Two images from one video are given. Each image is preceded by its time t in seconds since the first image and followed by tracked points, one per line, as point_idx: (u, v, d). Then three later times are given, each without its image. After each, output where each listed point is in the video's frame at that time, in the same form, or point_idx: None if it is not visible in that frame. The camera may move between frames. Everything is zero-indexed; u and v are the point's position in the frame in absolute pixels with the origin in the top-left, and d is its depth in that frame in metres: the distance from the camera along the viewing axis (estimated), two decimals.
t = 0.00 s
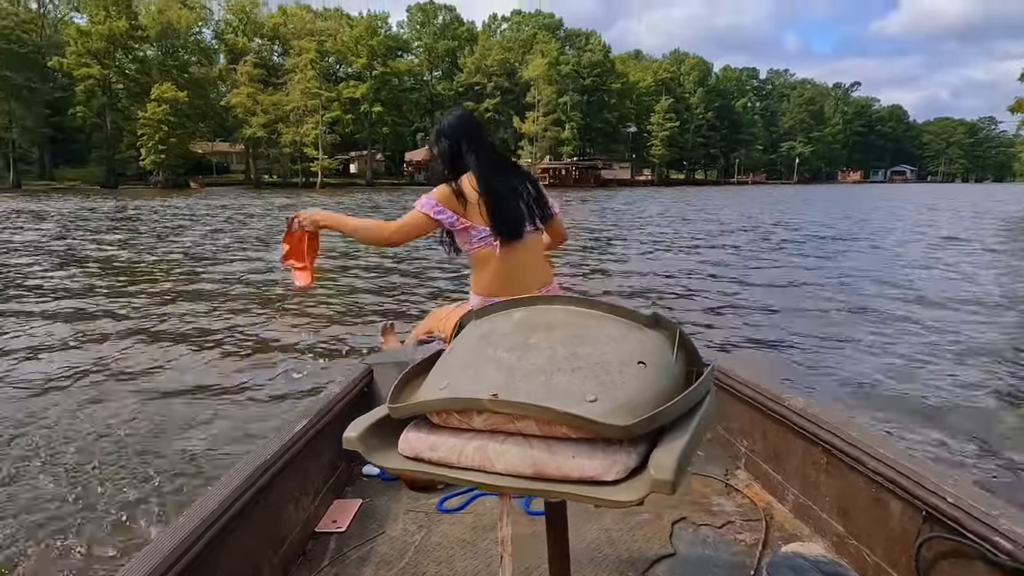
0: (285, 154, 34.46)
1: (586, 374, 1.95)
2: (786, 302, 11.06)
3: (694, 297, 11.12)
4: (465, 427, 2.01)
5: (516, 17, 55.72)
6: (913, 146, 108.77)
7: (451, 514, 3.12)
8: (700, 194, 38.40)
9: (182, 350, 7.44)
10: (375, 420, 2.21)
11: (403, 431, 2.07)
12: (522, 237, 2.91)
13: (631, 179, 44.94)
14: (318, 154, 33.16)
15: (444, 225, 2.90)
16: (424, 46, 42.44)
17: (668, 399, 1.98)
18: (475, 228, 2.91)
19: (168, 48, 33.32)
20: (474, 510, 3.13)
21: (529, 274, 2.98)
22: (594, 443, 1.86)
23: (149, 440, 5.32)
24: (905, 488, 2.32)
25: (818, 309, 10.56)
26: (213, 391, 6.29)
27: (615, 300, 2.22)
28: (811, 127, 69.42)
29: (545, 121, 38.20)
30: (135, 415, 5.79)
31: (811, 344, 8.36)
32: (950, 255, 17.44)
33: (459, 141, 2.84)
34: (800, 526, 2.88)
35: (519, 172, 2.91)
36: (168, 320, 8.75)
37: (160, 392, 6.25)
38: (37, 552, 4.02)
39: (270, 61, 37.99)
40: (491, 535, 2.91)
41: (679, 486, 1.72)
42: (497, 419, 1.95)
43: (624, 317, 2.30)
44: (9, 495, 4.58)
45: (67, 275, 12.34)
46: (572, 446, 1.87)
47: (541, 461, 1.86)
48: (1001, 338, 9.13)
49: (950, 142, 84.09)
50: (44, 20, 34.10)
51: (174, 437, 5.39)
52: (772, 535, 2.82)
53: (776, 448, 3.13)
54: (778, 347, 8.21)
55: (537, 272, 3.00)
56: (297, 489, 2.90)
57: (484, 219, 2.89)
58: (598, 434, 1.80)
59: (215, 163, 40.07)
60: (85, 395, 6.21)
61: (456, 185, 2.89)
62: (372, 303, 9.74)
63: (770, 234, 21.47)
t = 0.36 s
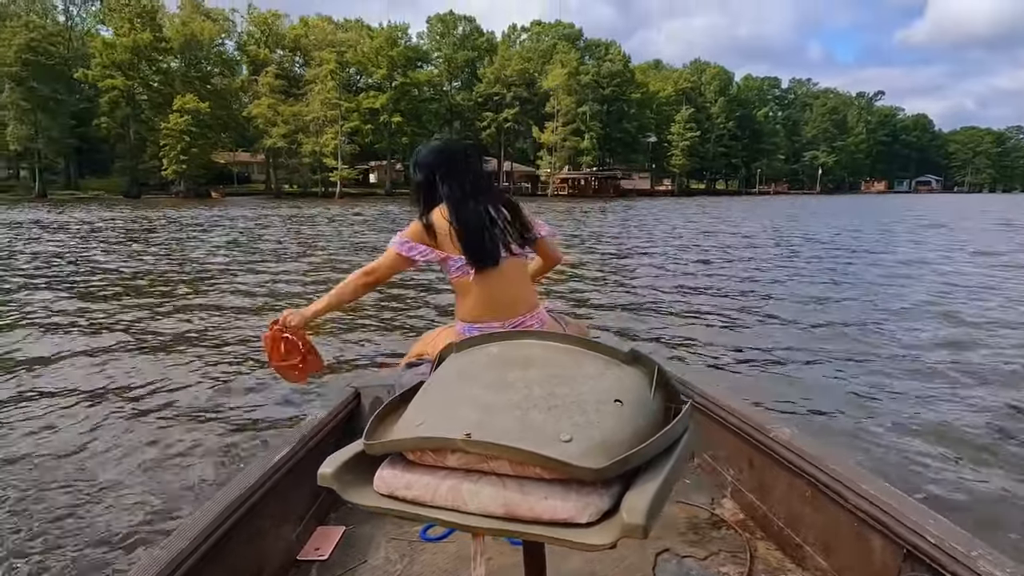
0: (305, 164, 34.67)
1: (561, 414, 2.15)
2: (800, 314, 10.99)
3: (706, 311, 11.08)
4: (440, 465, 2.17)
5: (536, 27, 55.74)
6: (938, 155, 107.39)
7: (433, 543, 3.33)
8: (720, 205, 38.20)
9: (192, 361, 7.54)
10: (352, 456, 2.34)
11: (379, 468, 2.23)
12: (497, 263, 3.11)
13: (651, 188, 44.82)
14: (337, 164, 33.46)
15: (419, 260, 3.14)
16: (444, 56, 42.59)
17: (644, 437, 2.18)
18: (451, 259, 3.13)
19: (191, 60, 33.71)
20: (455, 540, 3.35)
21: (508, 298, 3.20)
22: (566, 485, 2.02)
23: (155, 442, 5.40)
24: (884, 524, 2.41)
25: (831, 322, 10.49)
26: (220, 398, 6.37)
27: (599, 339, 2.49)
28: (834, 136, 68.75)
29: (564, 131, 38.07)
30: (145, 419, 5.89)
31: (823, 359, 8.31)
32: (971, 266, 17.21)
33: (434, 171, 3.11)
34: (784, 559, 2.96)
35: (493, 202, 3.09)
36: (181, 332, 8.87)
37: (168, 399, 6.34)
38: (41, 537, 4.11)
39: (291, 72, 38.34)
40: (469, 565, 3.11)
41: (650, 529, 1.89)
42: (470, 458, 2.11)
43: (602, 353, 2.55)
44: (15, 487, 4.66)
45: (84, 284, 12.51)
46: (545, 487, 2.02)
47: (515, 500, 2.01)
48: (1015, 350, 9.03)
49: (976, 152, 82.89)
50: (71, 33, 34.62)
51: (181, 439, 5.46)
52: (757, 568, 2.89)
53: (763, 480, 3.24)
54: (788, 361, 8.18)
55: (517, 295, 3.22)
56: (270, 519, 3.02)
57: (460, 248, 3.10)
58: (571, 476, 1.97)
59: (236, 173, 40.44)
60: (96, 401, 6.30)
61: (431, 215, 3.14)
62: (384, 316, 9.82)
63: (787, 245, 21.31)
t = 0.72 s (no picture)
0: (329, 174, 34.87)
1: (554, 430, 2.26)
2: (820, 324, 10.88)
3: (724, 321, 11.01)
4: (434, 479, 2.28)
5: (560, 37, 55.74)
6: (970, 163, 105.55)
7: (430, 556, 3.63)
8: (746, 214, 37.80)
9: (208, 368, 7.66)
10: (347, 469, 2.44)
11: (374, 483, 2.32)
12: (501, 278, 3.19)
13: (676, 198, 44.52)
14: (361, 173, 33.68)
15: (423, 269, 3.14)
16: (468, 66, 42.68)
17: (635, 452, 2.31)
18: (457, 269, 3.16)
19: (218, 71, 34.13)
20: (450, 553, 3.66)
21: (509, 311, 3.26)
22: (558, 500, 2.11)
23: (167, 447, 5.51)
24: (878, 539, 2.45)
25: (851, 332, 10.37)
26: (234, 405, 6.48)
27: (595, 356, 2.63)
28: (863, 145, 67.76)
29: (588, 140, 37.87)
30: (160, 425, 6.01)
31: (839, 369, 8.24)
32: (1001, 277, 16.89)
33: (441, 180, 3.08)
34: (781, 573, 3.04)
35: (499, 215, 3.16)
36: (199, 341, 9.01)
37: (182, 406, 6.46)
38: (54, 537, 4.23)
39: (317, 82, 38.66)
40: None
41: (643, 544, 1.98)
42: (465, 473, 2.22)
43: (594, 366, 2.73)
44: (30, 490, 4.79)
45: (109, 294, 12.72)
46: (538, 502, 2.12)
47: (508, 515, 2.12)
48: None
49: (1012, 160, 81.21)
50: (102, 45, 35.24)
51: (193, 445, 5.57)
52: None
53: (759, 494, 3.31)
54: (803, 371, 8.12)
55: (517, 309, 3.29)
56: (273, 528, 3.34)
57: (466, 259, 3.13)
58: (563, 489, 2.07)
59: (262, 183, 40.88)
60: (113, 407, 6.43)
61: (436, 223, 3.14)
62: (399, 326, 9.89)
63: (812, 255, 21.07)
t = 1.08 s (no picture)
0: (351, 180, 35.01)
1: (559, 431, 2.27)
2: (844, 331, 10.71)
3: (745, 327, 10.88)
4: (438, 480, 2.30)
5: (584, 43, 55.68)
6: (1003, 169, 103.52)
7: (429, 559, 3.66)
8: (771, 221, 37.37)
9: (225, 372, 7.75)
10: (349, 471, 2.47)
11: (379, 483, 2.36)
12: (523, 277, 3.22)
13: (700, 204, 44.22)
14: (382, 179, 33.76)
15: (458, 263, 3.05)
16: (490, 72, 42.70)
17: (640, 453, 2.33)
18: (487, 263, 3.12)
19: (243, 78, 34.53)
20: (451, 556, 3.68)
21: (523, 313, 3.29)
22: (564, 501, 2.15)
23: (179, 449, 5.57)
24: (878, 543, 2.43)
25: (875, 338, 10.20)
26: (248, 407, 6.54)
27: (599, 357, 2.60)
28: (892, 150, 66.76)
29: (610, 145, 37.67)
30: (175, 425, 6.10)
31: (861, 375, 8.11)
32: None
33: (473, 178, 3.16)
34: None
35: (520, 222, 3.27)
36: (216, 344, 9.09)
37: (195, 409, 6.52)
38: (66, 537, 4.31)
39: (340, 89, 38.94)
40: None
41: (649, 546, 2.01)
42: (469, 473, 2.24)
43: (598, 367, 2.71)
44: (45, 489, 4.89)
45: (132, 297, 12.93)
46: (544, 503, 2.15)
47: (513, 517, 2.14)
48: None
49: None
50: (129, 53, 35.89)
51: (205, 446, 5.62)
52: None
53: (760, 497, 3.30)
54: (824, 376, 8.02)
55: (529, 311, 3.32)
56: (272, 531, 3.38)
57: (499, 254, 3.13)
58: (570, 491, 2.10)
59: (285, 189, 41.27)
60: (130, 408, 6.53)
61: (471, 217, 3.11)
62: (417, 330, 9.91)
63: (838, 262, 20.76)
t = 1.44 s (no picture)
0: (373, 185, 35.04)
1: (563, 428, 2.26)
2: (868, 337, 10.50)
3: (766, 332, 10.72)
4: (442, 477, 2.29)
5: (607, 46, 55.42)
6: None
7: (431, 558, 3.80)
8: (798, 225, 36.83)
9: (240, 376, 7.78)
10: (353, 468, 2.47)
11: (381, 480, 2.35)
12: (527, 280, 3.16)
13: (725, 208, 43.70)
14: (404, 183, 33.73)
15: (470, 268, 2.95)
16: (513, 75, 42.60)
17: (644, 452, 2.33)
18: (495, 263, 3.02)
19: (267, 83, 34.80)
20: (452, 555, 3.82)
21: (529, 314, 3.23)
22: (569, 498, 2.13)
23: (190, 452, 5.61)
24: (877, 542, 2.49)
25: (900, 344, 10.00)
26: (261, 410, 6.55)
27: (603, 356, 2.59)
28: (921, 154, 65.58)
29: (633, 149, 37.38)
30: (188, 428, 6.15)
31: (884, 382, 7.95)
32: None
33: (486, 176, 3.10)
34: None
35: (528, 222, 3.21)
36: (233, 348, 9.15)
37: (209, 411, 6.57)
38: (77, 540, 4.34)
39: (363, 94, 39.09)
40: None
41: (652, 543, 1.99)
42: (473, 470, 2.23)
43: (604, 366, 2.70)
44: (57, 491, 4.93)
45: (153, 301, 13.04)
46: (548, 500, 2.14)
47: (517, 513, 2.13)
48: None
49: None
50: (156, 59, 36.32)
51: (217, 451, 5.63)
52: None
53: (760, 497, 3.37)
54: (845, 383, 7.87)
55: (532, 314, 3.25)
56: (276, 527, 3.51)
57: (509, 256, 3.05)
58: (574, 488, 2.09)
59: (309, 193, 41.54)
60: (145, 411, 6.57)
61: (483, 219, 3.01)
62: (433, 335, 9.89)
63: (865, 267, 20.39)
